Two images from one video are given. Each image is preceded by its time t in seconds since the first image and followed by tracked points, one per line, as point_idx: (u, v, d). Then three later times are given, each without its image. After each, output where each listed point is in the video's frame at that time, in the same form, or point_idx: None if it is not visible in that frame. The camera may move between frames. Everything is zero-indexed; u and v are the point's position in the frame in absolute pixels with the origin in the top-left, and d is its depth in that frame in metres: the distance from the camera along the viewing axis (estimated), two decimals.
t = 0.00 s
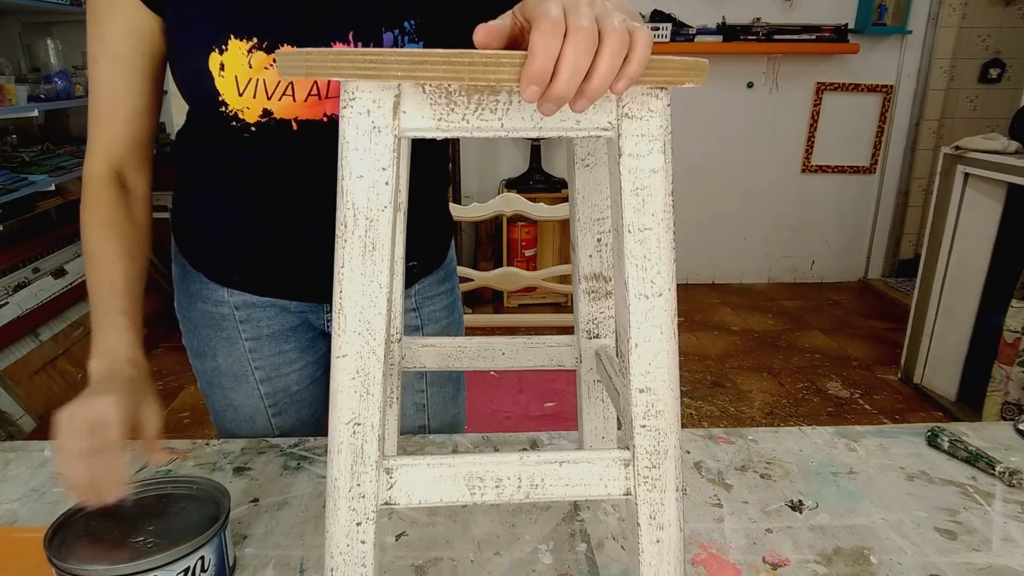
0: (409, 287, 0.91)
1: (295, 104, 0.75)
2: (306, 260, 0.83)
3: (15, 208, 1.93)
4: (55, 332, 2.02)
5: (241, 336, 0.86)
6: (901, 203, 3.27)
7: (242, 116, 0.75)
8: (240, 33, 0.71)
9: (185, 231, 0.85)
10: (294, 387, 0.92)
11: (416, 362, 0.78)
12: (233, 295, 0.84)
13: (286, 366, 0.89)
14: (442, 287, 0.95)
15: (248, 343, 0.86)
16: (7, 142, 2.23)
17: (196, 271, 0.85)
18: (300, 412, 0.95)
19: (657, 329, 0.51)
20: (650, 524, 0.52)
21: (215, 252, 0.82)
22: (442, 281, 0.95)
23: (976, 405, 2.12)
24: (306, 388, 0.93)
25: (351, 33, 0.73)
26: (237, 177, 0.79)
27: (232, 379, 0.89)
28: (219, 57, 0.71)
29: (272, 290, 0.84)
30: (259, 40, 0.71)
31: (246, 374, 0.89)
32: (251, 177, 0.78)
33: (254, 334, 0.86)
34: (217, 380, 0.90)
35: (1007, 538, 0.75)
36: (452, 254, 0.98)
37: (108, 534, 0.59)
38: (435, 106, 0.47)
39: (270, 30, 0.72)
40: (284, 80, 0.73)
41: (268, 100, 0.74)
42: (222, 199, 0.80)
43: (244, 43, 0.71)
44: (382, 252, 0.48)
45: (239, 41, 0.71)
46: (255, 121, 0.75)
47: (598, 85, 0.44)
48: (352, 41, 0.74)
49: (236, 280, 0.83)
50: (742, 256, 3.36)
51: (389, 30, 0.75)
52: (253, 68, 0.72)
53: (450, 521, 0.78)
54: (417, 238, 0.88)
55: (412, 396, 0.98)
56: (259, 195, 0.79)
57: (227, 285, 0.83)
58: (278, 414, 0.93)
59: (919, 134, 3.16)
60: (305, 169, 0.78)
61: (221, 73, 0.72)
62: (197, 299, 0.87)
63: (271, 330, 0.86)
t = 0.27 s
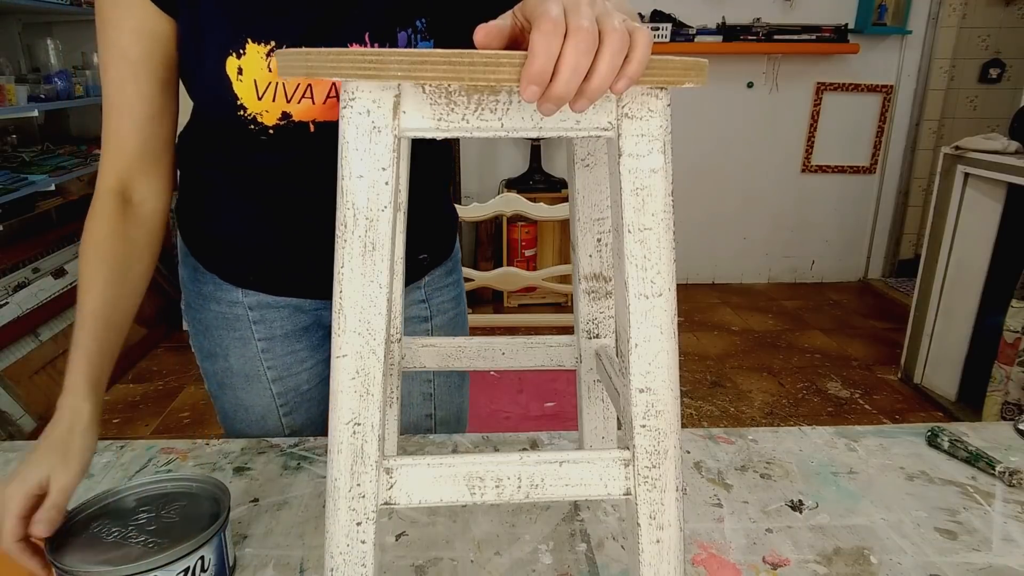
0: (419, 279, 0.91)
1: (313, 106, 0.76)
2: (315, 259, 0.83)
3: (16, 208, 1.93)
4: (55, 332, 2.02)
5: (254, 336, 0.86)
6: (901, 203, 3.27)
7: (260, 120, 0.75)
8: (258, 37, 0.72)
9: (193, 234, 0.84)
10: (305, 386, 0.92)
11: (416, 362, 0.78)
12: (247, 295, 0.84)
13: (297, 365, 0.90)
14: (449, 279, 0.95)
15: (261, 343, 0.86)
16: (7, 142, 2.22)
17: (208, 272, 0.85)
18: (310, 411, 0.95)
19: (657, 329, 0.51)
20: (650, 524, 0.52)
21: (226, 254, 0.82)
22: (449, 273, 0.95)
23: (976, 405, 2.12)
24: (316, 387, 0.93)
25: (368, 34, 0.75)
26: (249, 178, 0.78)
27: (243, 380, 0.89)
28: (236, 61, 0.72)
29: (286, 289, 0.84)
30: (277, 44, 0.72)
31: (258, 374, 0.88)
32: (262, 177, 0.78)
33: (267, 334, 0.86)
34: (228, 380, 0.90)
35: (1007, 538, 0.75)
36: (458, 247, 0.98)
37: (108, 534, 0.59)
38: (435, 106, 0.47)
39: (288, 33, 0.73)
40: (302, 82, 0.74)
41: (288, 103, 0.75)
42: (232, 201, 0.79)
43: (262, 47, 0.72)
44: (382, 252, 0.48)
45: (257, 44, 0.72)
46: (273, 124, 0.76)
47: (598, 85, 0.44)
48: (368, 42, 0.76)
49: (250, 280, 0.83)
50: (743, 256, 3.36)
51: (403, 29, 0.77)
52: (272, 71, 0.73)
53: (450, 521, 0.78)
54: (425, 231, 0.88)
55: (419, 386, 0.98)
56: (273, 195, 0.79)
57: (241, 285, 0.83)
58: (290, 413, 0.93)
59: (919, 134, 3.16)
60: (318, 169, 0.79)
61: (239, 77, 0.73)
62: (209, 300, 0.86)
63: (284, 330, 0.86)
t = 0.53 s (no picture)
0: (431, 274, 0.91)
1: (323, 101, 0.76)
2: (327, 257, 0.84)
3: (16, 208, 1.93)
4: (55, 332, 2.02)
5: (267, 337, 0.86)
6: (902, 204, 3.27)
7: (270, 116, 0.75)
8: (266, 32, 0.72)
9: (203, 233, 0.84)
10: (316, 386, 0.92)
11: (416, 362, 0.78)
12: (262, 296, 0.84)
13: (309, 365, 0.90)
14: (460, 274, 0.96)
15: (274, 343, 0.86)
16: (7, 142, 2.22)
17: (223, 273, 0.85)
18: (320, 412, 0.95)
19: (657, 329, 0.51)
20: (650, 524, 0.52)
21: (239, 253, 0.82)
22: (459, 267, 0.96)
23: (976, 405, 2.12)
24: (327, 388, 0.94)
25: (377, 27, 0.75)
26: (263, 179, 0.79)
27: (256, 380, 0.89)
28: (245, 57, 0.72)
29: (301, 289, 0.85)
30: (286, 38, 0.73)
31: (271, 374, 0.89)
32: (275, 176, 0.78)
33: (281, 335, 0.86)
34: (240, 380, 0.90)
35: (1007, 538, 0.75)
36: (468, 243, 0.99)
37: (108, 534, 0.59)
38: (434, 107, 0.47)
39: (296, 27, 0.73)
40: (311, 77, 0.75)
41: (298, 98, 0.75)
42: (247, 200, 0.79)
43: (270, 42, 0.72)
44: (382, 252, 0.48)
45: (265, 39, 0.72)
46: (283, 120, 0.76)
47: (598, 85, 0.44)
48: (378, 35, 0.76)
49: (265, 279, 0.83)
50: (743, 256, 3.36)
51: (411, 23, 0.77)
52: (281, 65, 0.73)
53: (450, 521, 0.78)
54: (436, 226, 0.89)
55: (428, 380, 0.98)
56: (287, 193, 0.79)
57: (256, 285, 0.84)
58: (301, 414, 0.93)
59: (919, 134, 3.16)
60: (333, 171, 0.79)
61: (249, 73, 0.72)
62: (223, 301, 0.86)
63: (297, 331, 0.87)
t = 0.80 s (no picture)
0: (441, 273, 0.91)
1: (332, 99, 0.77)
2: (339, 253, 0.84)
3: (15, 208, 1.93)
4: (55, 332, 2.02)
5: (279, 336, 0.86)
6: (902, 204, 3.27)
7: (280, 114, 0.75)
8: (274, 31, 0.72)
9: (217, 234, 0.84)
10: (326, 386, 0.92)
11: (416, 361, 0.78)
12: (274, 295, 0.84)
13: (320, 365, 0.90)
14: (470, 272, 0.96)
15: (285, 343, 0.87)
16: (7, 142, 2.22)
17: (235, 272, 0.85)
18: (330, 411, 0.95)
19: (657, 329, 0.51)
20: (650, 524, 0.52)
21: (251, 253, 0.82)
22: (469, 266, 0.96)
23: (976, 405, 2.12)
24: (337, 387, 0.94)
25: (385, 24, 0.76)
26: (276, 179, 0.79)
27: (266, 379, 0.89)
28: (254, 56, 0.72)
29: (315, 289, 0.85)
30: (295, 36, 0.73)
31: (281, 373, 0.89)
32: (285, 174, 0.78)
33: (292, 334, 0.86)
34: (250, 379, 0.90)
35: (1007, 538, 0.75)
36: (478, 241, 0.98)
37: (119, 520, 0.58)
38: (435, 107, 0.47)
39: (304, 25, 0.73)
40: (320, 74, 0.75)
41: (307, 97, 0.75)
42: (261, 199, 0.79)
43: (279, 40, 0.72)
44: (382, 251, 0.48)
45: (274, 38, 0.72)
46: (293, 118, 0.76)
47: (599, 85, 0.44)
48: (386, 32, 0.76)
49: (278, 278, 0.83)
50: (743, 257, 3.36)
51: (420, 19, 0.78)
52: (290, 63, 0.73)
53: (450, 521, 0.78)
54: (447, 224, 0.89)
55: (435, 378, 0.97)
56: (299, 190, 0.79)
57: (269, 285, 0.84)
58: (310, 413, 0.93)
59: (919, 134, 3.17)
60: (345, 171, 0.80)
61: (257, 72, 0.72)
62: (235, 300, 0.86)
63: (308, 330, 0.87)
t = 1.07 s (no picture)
0: (449, 273, 0.91)
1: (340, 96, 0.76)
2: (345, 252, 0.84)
3: (16, 208, 1.93)
4: (55, 332, 2.02)
5: (287, 336, 0.86)
6: (902, 203, 3.27)
7: (287, 112, 0.74)
8: (281, 28, 0.72)
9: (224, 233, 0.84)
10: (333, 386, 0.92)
11: (416, 362, 0.78)
12: (283, 295, 0.84)
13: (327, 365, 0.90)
14: (477, 273, 0.95)
15: (293, 343, 0.87)
16: (7, 142, 2.22)
17: (243, 272, 0.85)
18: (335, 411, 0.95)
19: (657, 329, 0.51)
20: (650, 523, 0.52)
21: (256, 251, 0.82)
22: (477, 266, 0.96)
23: (977, 405, 2.12)
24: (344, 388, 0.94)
25: (392, 21, 0.76)
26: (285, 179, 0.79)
27: (273, 379, 0.89)
28: (262, 53, 0.71)
29: (323, 289, 0.85)
30: (302, 33, 0.73)
31: (289, 374, 0.89)
32: (290, 172, 0.78)
33: (300, 335, 0.86)
34: (257, 379, 0.90)
35: (1007, 538, 0.75)
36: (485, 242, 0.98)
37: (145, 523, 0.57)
38: (434, 106, 0.47)
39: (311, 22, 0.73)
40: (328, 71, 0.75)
41: (314, 94, 0.74)
42: (266, 197, 0.79)
43: (287, 37, 0.72)
44: (382, 252, 0.48)
45: (282, 35, 0.72)
46: (300, 116, 0.75)
47: (599, 85, 0.44)
48: (393, 29, 0.76)
49: (287, 278, 0.83)
50: (744, 256, 3.36)
51: (427, 17, 0.78)
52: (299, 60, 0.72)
53: (450, 521, 0.78)
54: (455, 223, 0.89)
55: (441, 377, 0.97)
56: (305, 189, 0.79)
57: (277, 284, 0.84)
58: (318, 414, 0.93)
59: (919, 134, 3.17)
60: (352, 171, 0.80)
61: (265, 69, 0.72)
62: (243, 300, 0.86)
63: (316, 331, 0.87)
